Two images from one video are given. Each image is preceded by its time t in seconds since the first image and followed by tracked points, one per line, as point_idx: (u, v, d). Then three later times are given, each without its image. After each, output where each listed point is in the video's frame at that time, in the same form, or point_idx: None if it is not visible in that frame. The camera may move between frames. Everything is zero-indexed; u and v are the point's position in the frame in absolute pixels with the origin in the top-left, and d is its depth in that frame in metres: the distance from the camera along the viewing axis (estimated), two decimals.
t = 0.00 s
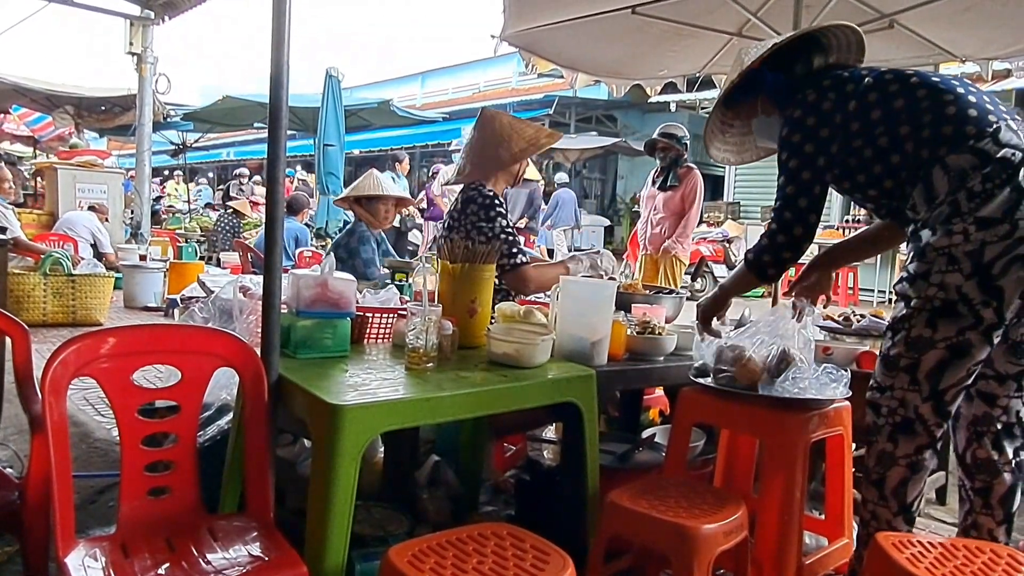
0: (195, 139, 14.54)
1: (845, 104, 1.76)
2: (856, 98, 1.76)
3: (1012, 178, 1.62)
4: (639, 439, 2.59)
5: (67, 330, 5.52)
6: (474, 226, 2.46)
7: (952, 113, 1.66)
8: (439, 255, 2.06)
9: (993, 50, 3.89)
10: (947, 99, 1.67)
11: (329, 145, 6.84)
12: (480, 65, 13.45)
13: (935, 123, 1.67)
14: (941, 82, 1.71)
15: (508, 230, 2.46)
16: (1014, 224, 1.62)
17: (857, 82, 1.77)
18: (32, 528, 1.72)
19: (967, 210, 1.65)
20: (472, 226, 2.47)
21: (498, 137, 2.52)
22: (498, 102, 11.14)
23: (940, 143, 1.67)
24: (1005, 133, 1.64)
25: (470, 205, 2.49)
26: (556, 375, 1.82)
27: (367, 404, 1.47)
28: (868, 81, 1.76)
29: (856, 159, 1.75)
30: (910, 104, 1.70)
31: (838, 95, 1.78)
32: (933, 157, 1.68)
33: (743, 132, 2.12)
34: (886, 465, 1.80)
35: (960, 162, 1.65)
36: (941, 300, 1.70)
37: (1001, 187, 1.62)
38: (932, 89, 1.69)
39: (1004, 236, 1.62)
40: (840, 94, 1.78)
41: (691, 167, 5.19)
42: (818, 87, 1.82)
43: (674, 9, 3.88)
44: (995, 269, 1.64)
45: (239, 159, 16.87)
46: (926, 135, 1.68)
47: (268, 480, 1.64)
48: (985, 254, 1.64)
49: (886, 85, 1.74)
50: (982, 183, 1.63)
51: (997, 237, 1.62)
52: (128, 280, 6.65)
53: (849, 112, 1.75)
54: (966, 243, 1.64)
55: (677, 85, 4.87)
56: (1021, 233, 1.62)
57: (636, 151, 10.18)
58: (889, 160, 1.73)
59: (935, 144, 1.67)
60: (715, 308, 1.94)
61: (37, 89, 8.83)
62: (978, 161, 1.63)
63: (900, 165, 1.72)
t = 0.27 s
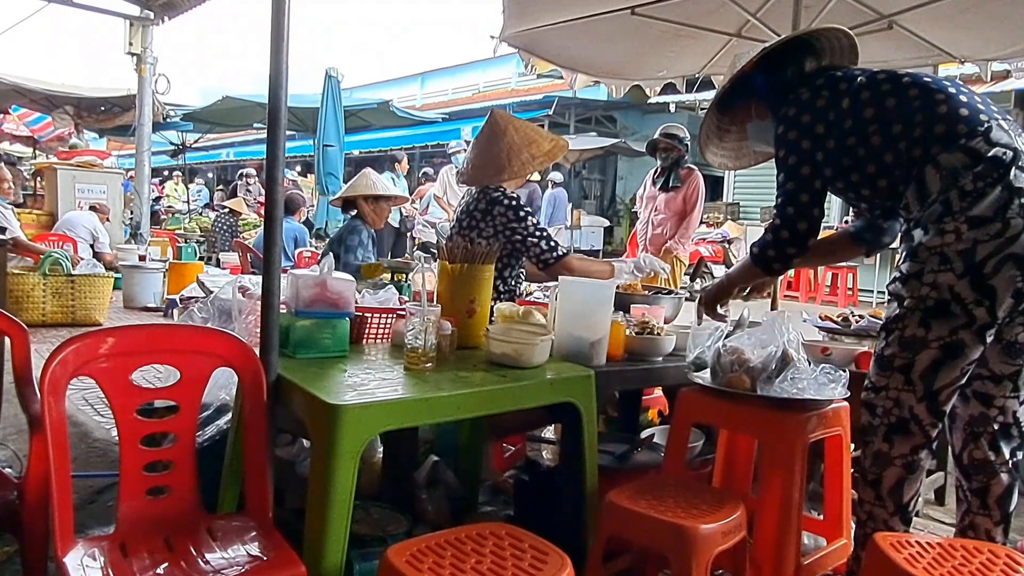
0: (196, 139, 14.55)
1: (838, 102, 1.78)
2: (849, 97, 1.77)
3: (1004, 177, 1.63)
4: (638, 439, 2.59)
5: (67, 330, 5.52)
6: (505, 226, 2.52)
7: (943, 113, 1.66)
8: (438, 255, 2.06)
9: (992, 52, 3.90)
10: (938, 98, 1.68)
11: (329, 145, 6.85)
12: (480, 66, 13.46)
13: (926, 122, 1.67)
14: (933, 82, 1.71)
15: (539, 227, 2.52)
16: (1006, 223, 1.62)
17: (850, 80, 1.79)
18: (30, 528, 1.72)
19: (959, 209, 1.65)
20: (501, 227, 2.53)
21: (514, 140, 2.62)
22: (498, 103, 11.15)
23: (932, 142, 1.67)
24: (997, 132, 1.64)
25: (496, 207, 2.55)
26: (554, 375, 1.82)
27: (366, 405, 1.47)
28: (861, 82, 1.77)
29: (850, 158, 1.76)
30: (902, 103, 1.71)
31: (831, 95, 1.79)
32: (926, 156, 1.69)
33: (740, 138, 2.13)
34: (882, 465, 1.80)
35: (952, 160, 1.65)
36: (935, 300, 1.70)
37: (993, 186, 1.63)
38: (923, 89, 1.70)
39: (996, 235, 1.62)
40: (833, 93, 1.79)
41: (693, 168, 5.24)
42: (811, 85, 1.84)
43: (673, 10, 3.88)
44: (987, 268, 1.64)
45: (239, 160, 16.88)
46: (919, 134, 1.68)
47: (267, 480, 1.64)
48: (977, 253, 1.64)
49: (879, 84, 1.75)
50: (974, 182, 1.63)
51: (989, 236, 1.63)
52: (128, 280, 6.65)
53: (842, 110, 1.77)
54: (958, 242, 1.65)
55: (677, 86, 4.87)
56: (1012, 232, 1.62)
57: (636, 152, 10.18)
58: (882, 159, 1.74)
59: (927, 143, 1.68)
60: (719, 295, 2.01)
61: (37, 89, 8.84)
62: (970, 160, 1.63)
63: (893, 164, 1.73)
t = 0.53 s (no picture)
0: (195, 139, 14.54)
1: (835, 104, 1.78)
2: (847, 98, 1.77)
3: (1007, 176, 1.63)
4: (638, 439, 2.59)
5: (67, 330, 5.52)
6: (528, 221, 2.56)
7: (942, 112, 1.66)
8: (438, 255, 2.05)
9: (991, 52, 3.90)
10: (936, 98, 1.68)
11: (329, 145, 6.85)
12: (480, 66, 13.46)
13: (925, 122, 1.67)
14: (931, 83, 1.72)
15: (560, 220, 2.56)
16: (1009, 223, 1.62)
17: (847, 83, 1.79)
18: (31, 529, 1.72)
19: (962, 209, 1.65)
20: (524, 223, 2.56)
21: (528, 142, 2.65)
22: (498, 103, 11.15)
23: (933, 141, 1.66)
24: (997, 132, 1.65)
25: (515, 205, 2.58)
26: (555, 376, 1.82)
27: (366, 405, 1.47)
28: (858, 83, 1.77)
29: (847, 159, 1.75)
30: (900, 104, 1.71)
31: (828, 96, 1.79)
32: (926, 156, 1.68)
33: (735, 143, 2.12)
34: (884, 466, 1.80)
35: (954, 160, 1.65)
36: (937, 300, 1.70)
37: (995, 185, 1.63)
38: (922, 88, 1.70)
39: (999, 235, 1.63)
40: (829, 95, 1.79)
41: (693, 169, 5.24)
42: (808, 87, 1.83)
43: (674, 11, 3.88)
44: (991, 268, 1.64)
45: (238, 160, 16.87)
46: (918, 134, 1.68)
47: (267, 480, 1.64)
48: (981, 253, 1.64)
49: (876, 86, 1.75)
50: (977, 181, 1.63)
51: (991, 235, 1.63)
52: (128, 280, 6.65)
53: (839, 112, 1.76)
54: (962, 242, 1.65)
55: (677, 86, 4.87)
56: (1016, 231, 1.63)
57: (636, 152, 10.19)
58: (880, 159, 1.73)
59: (927, 143, 1.67)
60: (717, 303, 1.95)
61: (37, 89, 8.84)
62: (972, 159, 1.63)
63: (891, 164, 1.72)
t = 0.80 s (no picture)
0: (196, 139, 14.55)
1: (832, 104, 1.77)
2: (844, 98, 1.76)
3: (1004, 176, 1.63)
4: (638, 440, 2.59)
5: (67, 330, 5.52)
6: (535, 218, 2.54)
7: (940, 112, 1.66)
8: (438, 255, 2.05)
9: (991, 53, 3.90)
10: (933, 98, 1.68)
11: (329, 145, 6.85)
12: (480, 67, 13.47)
13: (923, 122, 1.67)
14: (927, 84, 1.71)
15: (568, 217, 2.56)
16: (1007, 223, 1.62)
17: (845, 83, 1.78)
18: (30, 529, 1.72)
19: (960, 209, 1.65)
20: (533, 220, 2.54)
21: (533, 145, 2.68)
22: (498, 103, 11.16)
23: (930, 141, 1.66)
24: (994, 133, 1.65)
25: (522, 203, 2.56)
26: (555, 376, 1.82)
27: (367, 406, 1.47)
28: (855, 84, 1.77)
29: (845, 159, 1.75)
30: (898, 104, 1.70)
31: (826, 96, 1.78)
32: (924, 156, 1.68)
33: (733, 142, 2.13)
34: (884, 467, 1.80)
35: (952, 160, 1.65)
36: (936, 300, 1.70)
37: (993, 185, 1.63)
38: (919, 89, 1.70)
39: (998, 235, 1.63)
40: (827, 95, 1.78)
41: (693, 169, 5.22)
42: (806, 88, 1.83)
43: (674, 12, 3.88)
44: (989, 269, 1.64)
45: (239, 160, 16.88)
46: (916, 134, 1.68)
47: (267, 481, 1.63)
48: (979, 254, 1.64)
49: (874, 87, 1.74)
50: (974, 182, 1.64)
51: (990, 236, 1.63)
52: (128, 280, 6.65)
53: (836, 112, 1.75)
54: (960, 242, 1.65)
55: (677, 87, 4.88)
56: (1014, 231, 1.63)
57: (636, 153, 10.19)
58: (878, 159, 1.73)
59: (924, 143, 1.67)
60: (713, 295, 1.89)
61: (37, 89, 8.84)
62: (970, 159, 1.63)
63: (888, 164, 1.72)
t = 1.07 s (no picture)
0: (196, 139, 14.55)
1: (834, 101, 1.77)
2: (846, 96, 1.76)
3: (1004, 178, 1.63)
4: (638, 441, 2.59)
5: (67, 330, 5.52)
6: (516, 217, 2.57)
7: (942, 112, 1.66)
8: (439, 254, 2.05)
9: (992, 54, 3.90)
10: (936, 98, 1.68)
11: (329, 145, 6.85)
12: (480, 67, 13.49)
13: (925, 122, 1.67)
14: (931, 83, 1.71)
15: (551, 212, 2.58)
16: (1006, 224, 1.62)
17: (848, 81, 1.78)
18: (31, 530, 1.72)
19: (959, 210, 1.65)
20: (513, 218, 2.58)
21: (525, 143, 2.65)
22: (498, 104, 11.16)
23: (932, 141, 1.66)
24: (994, 134, 1.65)
25: (503, 201, 2.59)
26: (555, 377, 1.82)
27: (367, 407, 1.47)
28: (859, 82, 1.77)
29: (845, 156, 1.76)
30: (900, 103, 1.70)
31: (828, 94, 1.78)
32: (925, 156, 1.68)
33: (738, 132, 2.16)
34: (884, 469, 1.80)
35: (953, 160, 1.65)
36: (935, 301, 1.70)
37: (993, 187, 1.63)
38: (922, 89, 1.70)
39: (997, 236, 1.63)
40: (830, 92, 1.79)
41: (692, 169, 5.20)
42: (809, 84, 1.83)
43: (674, 12, 3.88)
44: (988, 270, 1.64)
45: (239, 160, 16.88)
46: (917, 133, 1.67)
47: (268, 481, 1.63)
48: (978, 255, 1.64)
49: (876, 85, 1.74)
50: (974, 182, 1.63)
51: (989, 237, 1.63)
52: (128, 280, 6.65)
53: (838, 108, 1.76)
54: (959, 243, 1.65)
55: (677, 88, 4.87)
56: (1013, 233, 1.63)
57: (636, 153, 10.20)
58: (878, 157, 1.73)
59: (926, 143, 1.67)
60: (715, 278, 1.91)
61: (37, 89, 8.84)
62: (970, 160, 1.63)
63: (889, 162, 1.72)
